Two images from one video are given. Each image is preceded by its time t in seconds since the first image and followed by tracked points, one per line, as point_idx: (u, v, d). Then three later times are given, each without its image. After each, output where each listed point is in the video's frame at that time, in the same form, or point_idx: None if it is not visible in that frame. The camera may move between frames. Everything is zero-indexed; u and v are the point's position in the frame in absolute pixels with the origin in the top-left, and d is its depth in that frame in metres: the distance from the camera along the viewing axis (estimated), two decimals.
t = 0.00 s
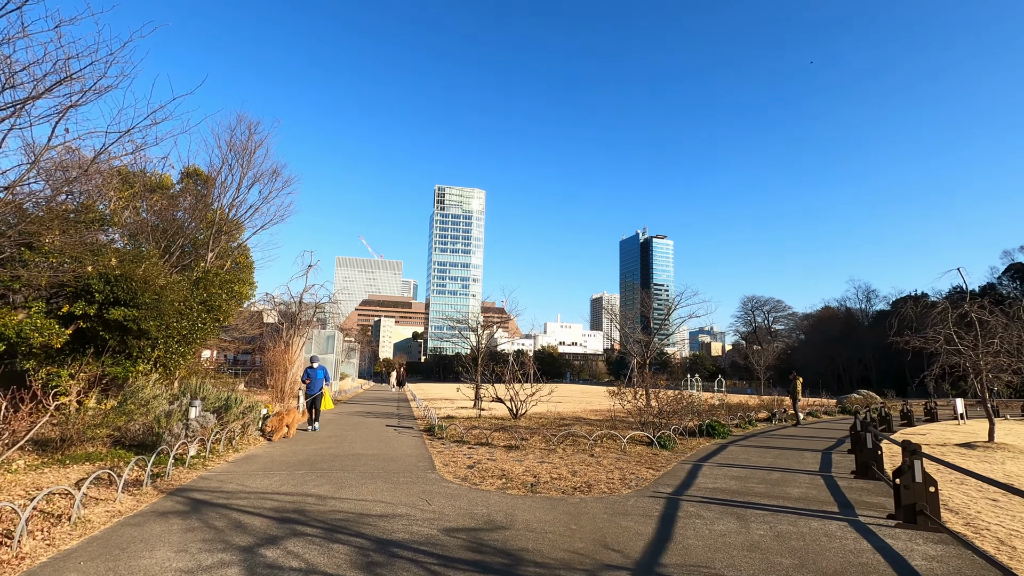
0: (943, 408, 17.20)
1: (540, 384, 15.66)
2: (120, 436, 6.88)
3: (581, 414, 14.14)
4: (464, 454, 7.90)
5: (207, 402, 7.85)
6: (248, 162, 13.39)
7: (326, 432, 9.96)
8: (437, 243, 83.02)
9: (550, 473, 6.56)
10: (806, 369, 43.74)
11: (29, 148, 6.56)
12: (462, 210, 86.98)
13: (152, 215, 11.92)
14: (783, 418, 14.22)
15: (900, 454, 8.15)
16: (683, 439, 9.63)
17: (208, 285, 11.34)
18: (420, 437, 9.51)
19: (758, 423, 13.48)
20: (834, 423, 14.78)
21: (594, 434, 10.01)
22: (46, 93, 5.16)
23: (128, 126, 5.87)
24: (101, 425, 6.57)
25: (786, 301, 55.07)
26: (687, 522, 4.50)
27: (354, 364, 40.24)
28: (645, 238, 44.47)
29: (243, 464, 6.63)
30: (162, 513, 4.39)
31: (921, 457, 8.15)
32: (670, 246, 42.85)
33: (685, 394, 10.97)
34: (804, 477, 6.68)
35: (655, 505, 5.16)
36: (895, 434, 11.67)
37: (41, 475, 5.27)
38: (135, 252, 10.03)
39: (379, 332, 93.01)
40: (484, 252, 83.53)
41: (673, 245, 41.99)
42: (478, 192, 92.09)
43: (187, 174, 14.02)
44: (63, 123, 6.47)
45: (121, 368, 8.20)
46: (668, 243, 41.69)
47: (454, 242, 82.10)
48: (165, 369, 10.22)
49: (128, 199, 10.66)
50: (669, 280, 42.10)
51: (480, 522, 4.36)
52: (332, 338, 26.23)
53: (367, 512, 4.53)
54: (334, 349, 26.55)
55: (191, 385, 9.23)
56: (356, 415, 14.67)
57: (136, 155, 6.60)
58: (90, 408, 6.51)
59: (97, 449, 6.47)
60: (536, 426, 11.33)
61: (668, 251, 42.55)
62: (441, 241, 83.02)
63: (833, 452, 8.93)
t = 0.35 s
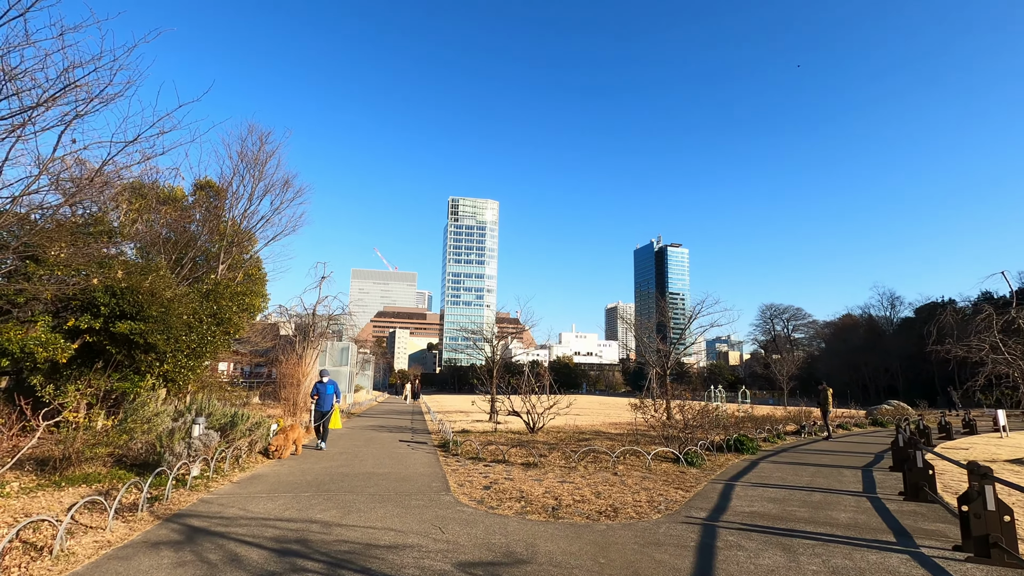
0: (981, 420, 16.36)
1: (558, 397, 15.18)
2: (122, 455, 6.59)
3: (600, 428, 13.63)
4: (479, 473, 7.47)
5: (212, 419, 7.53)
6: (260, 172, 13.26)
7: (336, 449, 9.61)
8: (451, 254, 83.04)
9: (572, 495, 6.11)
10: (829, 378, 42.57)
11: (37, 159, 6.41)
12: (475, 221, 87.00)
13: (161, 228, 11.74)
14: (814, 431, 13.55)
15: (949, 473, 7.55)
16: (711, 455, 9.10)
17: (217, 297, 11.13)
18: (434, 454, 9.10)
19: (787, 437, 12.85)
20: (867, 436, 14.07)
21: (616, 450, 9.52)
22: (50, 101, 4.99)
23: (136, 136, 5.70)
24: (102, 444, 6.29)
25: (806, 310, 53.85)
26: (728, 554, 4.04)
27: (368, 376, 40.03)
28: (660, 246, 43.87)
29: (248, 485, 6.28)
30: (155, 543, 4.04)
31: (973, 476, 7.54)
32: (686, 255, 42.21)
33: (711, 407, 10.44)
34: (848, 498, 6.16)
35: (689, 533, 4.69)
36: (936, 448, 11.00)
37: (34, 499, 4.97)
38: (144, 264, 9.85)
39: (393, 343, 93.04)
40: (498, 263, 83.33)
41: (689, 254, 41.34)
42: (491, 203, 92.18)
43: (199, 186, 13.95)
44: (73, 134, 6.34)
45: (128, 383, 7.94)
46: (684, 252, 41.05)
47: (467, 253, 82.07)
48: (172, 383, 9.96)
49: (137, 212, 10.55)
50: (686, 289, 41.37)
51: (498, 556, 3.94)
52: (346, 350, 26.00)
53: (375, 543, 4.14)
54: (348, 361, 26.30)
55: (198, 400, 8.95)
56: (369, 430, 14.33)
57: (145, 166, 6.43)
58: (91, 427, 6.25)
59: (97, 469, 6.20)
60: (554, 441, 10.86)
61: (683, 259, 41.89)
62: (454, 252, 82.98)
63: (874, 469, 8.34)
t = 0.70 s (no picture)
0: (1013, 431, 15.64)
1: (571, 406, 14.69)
2: (113, 468, 6.27)
3: (614, 439, 13.16)
4: (489, 488, 7.06)
5: (208, 430, 7.22)
6: (265, 178, 13.05)
7: (340, 461, 9.25)
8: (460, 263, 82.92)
9: (589, 513, 5.69)
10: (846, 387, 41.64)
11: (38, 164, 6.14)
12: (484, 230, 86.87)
13: (163, 234, 11.48)
14: (837, 442, 13.00)
15: (993, 488, 7.04)
16: (733, 468, 8.64)
17: (220, 304, 10.88)
18: (441, 467, 8.71)
19: (810, 448, 12.29)
20: (893, 448, 13.47)
21: (633, 463, 9.05)
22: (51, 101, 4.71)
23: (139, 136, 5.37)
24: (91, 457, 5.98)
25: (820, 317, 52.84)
26: None
27: (377, 386, 39.77)
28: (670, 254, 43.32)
29: (244, 501, 5.93)
30: (133, 568, 3.69)
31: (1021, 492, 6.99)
32: (696, 263, 41.64)
33: (731, 417, 9.98)
34: (889, 517, 5.66)
35: (720, 558, 4.26)
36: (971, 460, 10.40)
37: (13, 517, 4.64)
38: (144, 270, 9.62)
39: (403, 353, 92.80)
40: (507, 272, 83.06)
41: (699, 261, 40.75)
42: (500, 212, 92.14)
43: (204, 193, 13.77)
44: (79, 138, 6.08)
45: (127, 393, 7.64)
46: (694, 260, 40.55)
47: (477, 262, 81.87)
48: (172, 393, 9.68)
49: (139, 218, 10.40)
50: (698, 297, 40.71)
51: None
52: (355, 359, 25.62)
53: (374, 570, 3.75)
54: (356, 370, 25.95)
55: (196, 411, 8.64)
56: (375, 441, 13.94)
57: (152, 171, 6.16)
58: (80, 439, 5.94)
59: (86, 483, 5.88)
60: (567, 453, 10.41)
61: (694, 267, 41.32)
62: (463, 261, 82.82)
63: (909, 483, 7.83)
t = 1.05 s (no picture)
0: None
1: (579, 410, 14.27)
2: (99, 477, 5.93)
3: (624, 444, 12.73)
4: (496, 497, 6.67)
5: (200, 436, 6.86)
6: (265, 177, 12.75)
7: (341, 468, 8.88)
8: (464, 266, 82.67)
9: (604, 525, 5.30)
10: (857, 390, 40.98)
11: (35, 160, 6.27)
12: (490, 234, 86.58)
13: (156, 231, 11.32)
14: (857, 447, 12.53)
15: None
16: (753, 475, 8.20)
17: (218, 306, 10.56)
18: (445, 474, 8.32)
19: (828, 454, 11.83)
20: (914, 453, 12.99)
21: (646, 470, 8.64)
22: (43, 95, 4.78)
23: (130, 128, 5.51)
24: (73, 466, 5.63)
25: (828, 320, 52.14)
26: None
27: (382, 390, 39.40)
28: (675, 256, 42.87)
29: (236, 512, 5.56)
30: None
31: None
32: (702, 265, 41.18)
33: (748, 421, 9.54)
34: (930, 531, 5.24)
35: None
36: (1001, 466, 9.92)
37: None
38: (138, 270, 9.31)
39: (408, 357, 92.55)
40: (512, 275, 82.74)
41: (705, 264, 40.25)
42: (504, 215, 91.89)
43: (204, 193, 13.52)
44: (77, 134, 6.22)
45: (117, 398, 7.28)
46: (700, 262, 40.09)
47: (481, 265, 81.59)
48: (166, 397, 9.34)
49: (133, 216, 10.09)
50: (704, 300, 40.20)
51: None
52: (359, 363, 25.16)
53: None
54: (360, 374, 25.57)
55: (190, 415, 8.29)
56: (379, 446, 13.59)
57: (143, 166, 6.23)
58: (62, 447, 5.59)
59: (69, 493, 5.54)
60: (576, 459, 10.01)
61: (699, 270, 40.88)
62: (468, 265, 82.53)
63: (942, 492, 7.39)
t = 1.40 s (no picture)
0: None
1: (585, 411, 13.89)
2: (79, 484, 5.60)
3: (632, 447, 12.33)
4: (500, 505, 6.32)
5: (187, 440, 6.53)
6: (264, 172, 12.44)
7: (338, 473, 8.52)
8: (467, 267, 82.41)
9: (617, 537, 4.93)
10: (865, 391, 40.46)
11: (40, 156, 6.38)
12: (493, 235, 86.27)
13: (150, 227, 11.02)
14: (873, 450, 12.08)
15: None
16: (770, 481, 7.79)
17: (212, 304, 10.24)
18: (447, 479, 7.95)
19: (844, 457, 11.43)
20: (932, 456, 12.54)
21: (657, 475, 8.27)
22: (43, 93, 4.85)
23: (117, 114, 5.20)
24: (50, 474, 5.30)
25: (834, 320, 51.60)
26: None
27: (384, 390, 39.08)
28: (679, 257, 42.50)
29: (223, 522, 5.22)
30: None
31: None
32: (706, 266, 40.84)
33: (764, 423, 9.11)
34: (969, 543, 4.85)
35: None
36: None
37: None
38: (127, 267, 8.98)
39: (411, 358, 92.31)
40: (515, 275, 82.42)
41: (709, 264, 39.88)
42: (507, 215, 91.60)
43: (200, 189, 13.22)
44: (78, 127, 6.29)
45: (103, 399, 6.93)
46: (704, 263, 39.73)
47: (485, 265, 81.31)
48: (155, 399, 9.00)
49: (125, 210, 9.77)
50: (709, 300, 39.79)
51: None
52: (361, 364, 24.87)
53: None
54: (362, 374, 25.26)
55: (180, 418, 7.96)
56: (379, 449, 13.25)
57: (139, 163, 6.28)
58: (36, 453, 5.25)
59: (44, 502, 5.21)
60: (583, 463, 9.64)
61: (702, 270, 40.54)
62: (470, 265, 82.26)
63: (972, 499, 6.98)
